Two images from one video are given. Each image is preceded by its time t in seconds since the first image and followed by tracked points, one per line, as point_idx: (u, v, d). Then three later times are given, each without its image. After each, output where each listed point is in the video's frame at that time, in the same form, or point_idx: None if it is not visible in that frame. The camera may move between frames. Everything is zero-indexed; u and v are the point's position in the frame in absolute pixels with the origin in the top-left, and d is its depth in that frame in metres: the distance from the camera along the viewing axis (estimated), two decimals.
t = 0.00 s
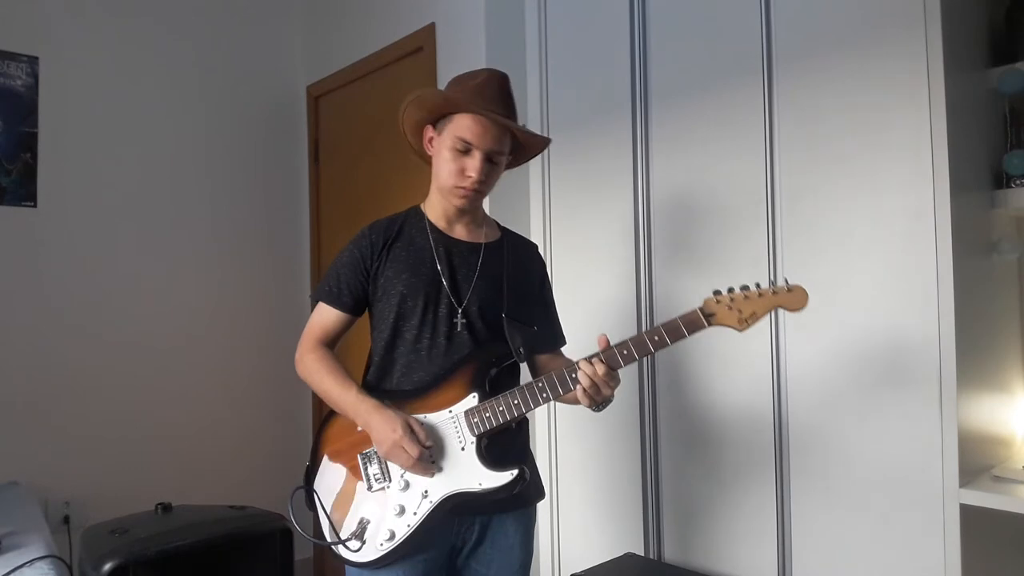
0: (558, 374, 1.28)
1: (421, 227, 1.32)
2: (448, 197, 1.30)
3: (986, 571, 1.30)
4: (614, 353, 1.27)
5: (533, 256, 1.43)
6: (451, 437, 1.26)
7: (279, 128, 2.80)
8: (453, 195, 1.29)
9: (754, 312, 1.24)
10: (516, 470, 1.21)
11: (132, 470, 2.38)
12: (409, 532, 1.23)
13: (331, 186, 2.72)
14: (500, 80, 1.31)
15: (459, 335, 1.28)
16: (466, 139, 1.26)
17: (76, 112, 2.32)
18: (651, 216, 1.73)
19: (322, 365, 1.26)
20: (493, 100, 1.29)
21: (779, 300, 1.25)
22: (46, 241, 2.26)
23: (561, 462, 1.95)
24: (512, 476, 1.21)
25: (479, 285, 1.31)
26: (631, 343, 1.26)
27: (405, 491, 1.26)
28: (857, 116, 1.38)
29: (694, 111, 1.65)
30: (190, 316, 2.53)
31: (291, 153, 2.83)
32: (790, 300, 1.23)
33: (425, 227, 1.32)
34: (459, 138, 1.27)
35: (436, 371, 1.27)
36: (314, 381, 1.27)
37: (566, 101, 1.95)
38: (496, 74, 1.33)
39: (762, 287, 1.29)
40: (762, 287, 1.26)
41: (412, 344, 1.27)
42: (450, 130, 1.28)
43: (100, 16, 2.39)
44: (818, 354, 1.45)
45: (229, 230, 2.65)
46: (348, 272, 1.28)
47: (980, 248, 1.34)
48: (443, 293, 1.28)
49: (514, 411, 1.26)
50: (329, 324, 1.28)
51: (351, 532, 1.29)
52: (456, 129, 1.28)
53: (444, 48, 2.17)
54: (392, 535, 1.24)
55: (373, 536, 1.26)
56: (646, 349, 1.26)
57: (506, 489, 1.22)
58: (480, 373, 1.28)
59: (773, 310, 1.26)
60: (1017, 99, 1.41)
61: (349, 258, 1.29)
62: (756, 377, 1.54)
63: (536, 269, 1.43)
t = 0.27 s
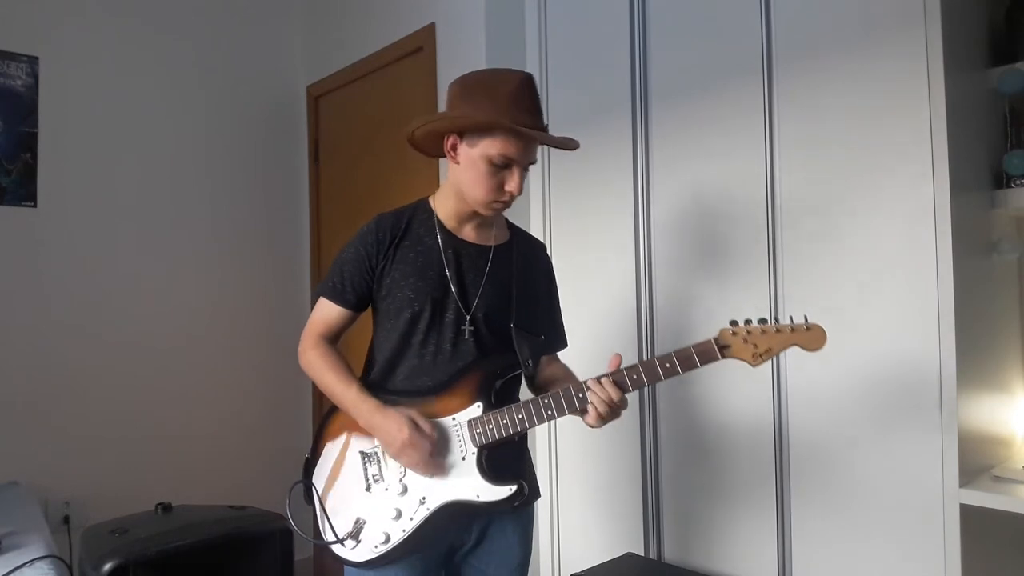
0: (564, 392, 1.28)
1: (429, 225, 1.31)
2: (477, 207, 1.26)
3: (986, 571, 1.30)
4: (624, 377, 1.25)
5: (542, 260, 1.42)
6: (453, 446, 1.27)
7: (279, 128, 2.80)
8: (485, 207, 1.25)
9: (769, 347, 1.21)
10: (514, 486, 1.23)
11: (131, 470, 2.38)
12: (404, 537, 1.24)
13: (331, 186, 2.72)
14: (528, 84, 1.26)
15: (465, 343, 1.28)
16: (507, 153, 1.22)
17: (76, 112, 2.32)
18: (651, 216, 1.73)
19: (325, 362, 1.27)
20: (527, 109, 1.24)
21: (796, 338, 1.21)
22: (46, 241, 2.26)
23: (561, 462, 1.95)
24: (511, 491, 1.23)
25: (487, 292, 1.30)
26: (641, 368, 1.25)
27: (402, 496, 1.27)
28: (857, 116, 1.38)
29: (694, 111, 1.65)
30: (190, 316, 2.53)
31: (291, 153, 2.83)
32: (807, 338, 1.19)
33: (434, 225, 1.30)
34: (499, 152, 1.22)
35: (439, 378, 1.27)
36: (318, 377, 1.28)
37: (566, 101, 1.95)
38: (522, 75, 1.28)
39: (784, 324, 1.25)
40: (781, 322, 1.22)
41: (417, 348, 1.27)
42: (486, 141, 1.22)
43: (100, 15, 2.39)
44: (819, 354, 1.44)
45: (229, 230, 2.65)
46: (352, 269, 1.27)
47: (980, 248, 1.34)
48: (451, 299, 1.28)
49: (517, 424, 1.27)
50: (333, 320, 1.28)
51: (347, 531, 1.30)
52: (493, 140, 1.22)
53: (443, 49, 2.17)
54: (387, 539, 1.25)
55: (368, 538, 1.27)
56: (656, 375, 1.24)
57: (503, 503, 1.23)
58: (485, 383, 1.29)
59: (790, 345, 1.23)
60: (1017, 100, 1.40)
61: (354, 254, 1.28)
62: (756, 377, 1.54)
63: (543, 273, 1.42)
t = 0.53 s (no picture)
0: (571, 397, 1.28)
1: (433, 225, 1.31)
2: (480, 210, 1.27)
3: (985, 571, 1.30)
4: (632, 382, 1.26)
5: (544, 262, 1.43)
6: (459, 450, 1.27)
7: (279, 129, 2.80)
8: (488, 211, 1.26)
9: (778, 354, 1.22)
10: (522, 491, 1.25)
11: (132, 470, 2.38)
12: (411, 542, 1.24)
13: (331, 186, 2.72)
14: (534, 88, 1.25)
15: (470, 345, 1.28)
16: (509, 158, 1.22)
17: (76, 112, 2.32)
18: (652, 215, 1.73)
19: (328, 362, 1.27)
20: (532, 113, 1.24)
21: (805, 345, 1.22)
22: (46, 241, 2.26)
23: (561, 462, 1.95)
24: (518, 497, 1.24)
25: (492, 294, 1.31)
26: (649, 374, 1.25)
27: (408, 500, 1.27)
28: (857, 116, 1.38)
29: (694, 111, 1.65)
30: (190, 316, 2.53)
31: (291, 153, 2.83)
32: (815, 346, 1.20)
33: (438, 226, 1.30)
34: (502, 158, 1.21)
35: (444, 380, 1.27)
36: (320, 379, 1.27)
37: (566, 101, 1.95)
38: (527, 77, 1.27)
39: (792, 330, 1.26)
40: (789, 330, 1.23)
41: (422, 350, 1.28)
42: (488, 146, 1.22)
43: (100, 15, 2.39)
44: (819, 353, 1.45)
45: (229, 231, 2.65)
46: (356, 269, 1.27)
47: (980, 249, 1.34)
48: (456, 300, 1.28)
49: (523, 429, 1.27)
50: (335, 320, 1.27)
51: (352, 536, 1.30)
52: (496, 146, 1.22)
53: (444, 49, 2.17)
54: (394, 544, 1.25)
55: (374, 543, 1.27)
56: (664, 381, 1.24)
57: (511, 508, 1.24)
58: (490, 386, 1.29)
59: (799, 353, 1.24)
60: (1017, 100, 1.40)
61: (358, 254, 1.27)
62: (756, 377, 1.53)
63: (544, 277, 1.42)
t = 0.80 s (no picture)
0: (572, 388, 1.28)
1: (432, 226, 1.31)
2: (474, 209, 1.27)
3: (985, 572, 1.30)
4: (633, 369, 1.27)
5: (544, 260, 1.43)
6: (463, 447, 1.27)
7: (279, 128, 2.80)
8: (481, 209, 1.26)
9: (777, 334, 1.23)
10: (527, 485, 1.24)
11: (132, 470, 2.38)
12: (419, 542, 1.25)
13: (332, 186, 2.72)
14: (522, 85, 1.25)
15: (470, 342, 1.28)
16: (498, 156, 1.22)
17: (76, 112, 2.32)
18: (652, 216, 1.73)
19: (331, 366, 1.26)
20: (521, 110, 1.24)
21: (803, 323, 1.23)
22: (46, 241, 2.26)
23: (561, 462, 1.95)
24: (523, 490, 1.24)
25: (492, 292, 1.31)
26: (650, 361, 1.26)
27: (414, 501, 1.27)
28: (857, 116, 1.38)
29: (694, 111, 1.65)
30: (190, 316, 2.53)
31: (291, 153, 2.83)
32: (813, 323, 1.21)
33: (437, 227, 1.31)
34: (490, 156, 1.22)
35: (444, 379, 1.27)
36: (324, 383, 1.27)
37: (566, 101, 1.95)
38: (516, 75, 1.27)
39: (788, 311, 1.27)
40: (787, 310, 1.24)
41: (423, 349, 1.27)
42: (477, 145, 1.22)
43: (100, 15, 2.39)
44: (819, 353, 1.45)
45: (230, 230, 2.65)
46: (357, 271, 1.27)
47: (980, 249, 1.34)
48: (456, 298, 1.28)
49: (526, 423, 1.27)
50: (338, 324, 1.27)
51: (359, 540, 1.30)
52: (484, 144, 1.22)
53: (444, 49, 2.17)
54: (401, 545, 1.25)
55: (381, 545, 1.27)
56: (665, 367, 1.25)
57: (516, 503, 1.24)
58: (492, 383, 1.29)
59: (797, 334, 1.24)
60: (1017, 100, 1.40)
61: (358, 256, 1.28)
62: (757, 377, 1.53)
63: (544, 275, 1.42)
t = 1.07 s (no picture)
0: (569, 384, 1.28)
1: (431, 232, 1.31)
2: (463, 215, 1.28)
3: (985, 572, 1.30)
4: (628, 364, 1.26)
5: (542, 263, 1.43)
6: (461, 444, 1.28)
7: (279, 128, 2.80)
8: (468, 215, 1.27)
9: (772, 329, 1.23)
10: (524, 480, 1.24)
11: (131, 470, 2.38)
12: (415, 538, 1.25)
13: (331, 185, 2.72)
14: (502, 92, 1.27)
15: (469, 344, 1.28)
16: (478, 161, 1.23)
17: (76, 112, 2.32)
18: (652, 216, 1.73)
19: (332, 370, 1.27)
20: (500, 116, 1.25)
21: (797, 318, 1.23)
22: (46, 241, 2.26)
23: (561, 462, 1.95)
24: (520, 486, 1.23)
25: (490, 293, 1.31)
26: (646, 356, 1.25)
27: (411, 497, 1.27)
28: (856, 117, 1.38)
29: (694, 112, 1.65)
30: (190, 316, 2.53)
31: (291, 153, 2.83)
32: (807, 317, 1.21)
33: (436, 233, 1.31)
34: (470, 161, 1.23)
35: (443, 379, 1.27)
36: (325, 387, 1.27)
37: (566, 101, 1.95)
38: (496, 82, 1.28)
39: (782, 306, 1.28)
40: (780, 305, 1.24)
41: (422, 351, 1.28)
42: (458, 151, 1.24)
43: (100, 15, 2.39)
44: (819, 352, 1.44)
45: (229, 230, 2.65)
46: (357, 278, 1.27)
47: (980, 248, 1.34)
48: (454, 301, 1.28)
49: (524, 419, 1.27)
50: (338, 329, 1.28)
51: (356, 536, 1.30)
52: (464, 150, 1.24)
53: (444, 49, 2.17)
54: (398, 541, 1.25)
55: (378, 541, 1.27)
56: (661, 363, 1.25)
57: (514, 498, 1.23)
58: (491, 383, 1.29)
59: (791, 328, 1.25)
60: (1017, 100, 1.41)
61: (358, 264, 1.28)
62: (757, 376, 1.54)
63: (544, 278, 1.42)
